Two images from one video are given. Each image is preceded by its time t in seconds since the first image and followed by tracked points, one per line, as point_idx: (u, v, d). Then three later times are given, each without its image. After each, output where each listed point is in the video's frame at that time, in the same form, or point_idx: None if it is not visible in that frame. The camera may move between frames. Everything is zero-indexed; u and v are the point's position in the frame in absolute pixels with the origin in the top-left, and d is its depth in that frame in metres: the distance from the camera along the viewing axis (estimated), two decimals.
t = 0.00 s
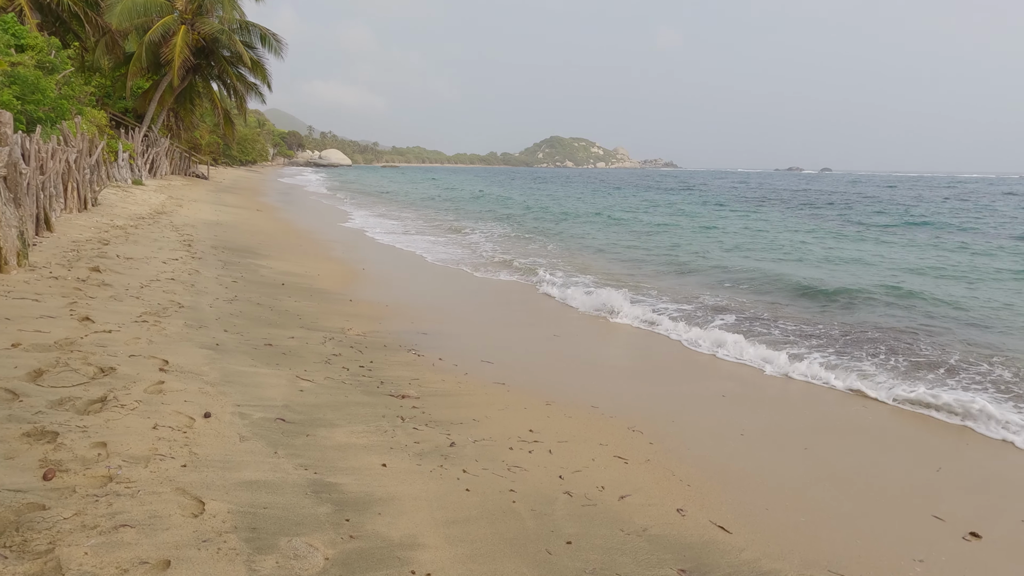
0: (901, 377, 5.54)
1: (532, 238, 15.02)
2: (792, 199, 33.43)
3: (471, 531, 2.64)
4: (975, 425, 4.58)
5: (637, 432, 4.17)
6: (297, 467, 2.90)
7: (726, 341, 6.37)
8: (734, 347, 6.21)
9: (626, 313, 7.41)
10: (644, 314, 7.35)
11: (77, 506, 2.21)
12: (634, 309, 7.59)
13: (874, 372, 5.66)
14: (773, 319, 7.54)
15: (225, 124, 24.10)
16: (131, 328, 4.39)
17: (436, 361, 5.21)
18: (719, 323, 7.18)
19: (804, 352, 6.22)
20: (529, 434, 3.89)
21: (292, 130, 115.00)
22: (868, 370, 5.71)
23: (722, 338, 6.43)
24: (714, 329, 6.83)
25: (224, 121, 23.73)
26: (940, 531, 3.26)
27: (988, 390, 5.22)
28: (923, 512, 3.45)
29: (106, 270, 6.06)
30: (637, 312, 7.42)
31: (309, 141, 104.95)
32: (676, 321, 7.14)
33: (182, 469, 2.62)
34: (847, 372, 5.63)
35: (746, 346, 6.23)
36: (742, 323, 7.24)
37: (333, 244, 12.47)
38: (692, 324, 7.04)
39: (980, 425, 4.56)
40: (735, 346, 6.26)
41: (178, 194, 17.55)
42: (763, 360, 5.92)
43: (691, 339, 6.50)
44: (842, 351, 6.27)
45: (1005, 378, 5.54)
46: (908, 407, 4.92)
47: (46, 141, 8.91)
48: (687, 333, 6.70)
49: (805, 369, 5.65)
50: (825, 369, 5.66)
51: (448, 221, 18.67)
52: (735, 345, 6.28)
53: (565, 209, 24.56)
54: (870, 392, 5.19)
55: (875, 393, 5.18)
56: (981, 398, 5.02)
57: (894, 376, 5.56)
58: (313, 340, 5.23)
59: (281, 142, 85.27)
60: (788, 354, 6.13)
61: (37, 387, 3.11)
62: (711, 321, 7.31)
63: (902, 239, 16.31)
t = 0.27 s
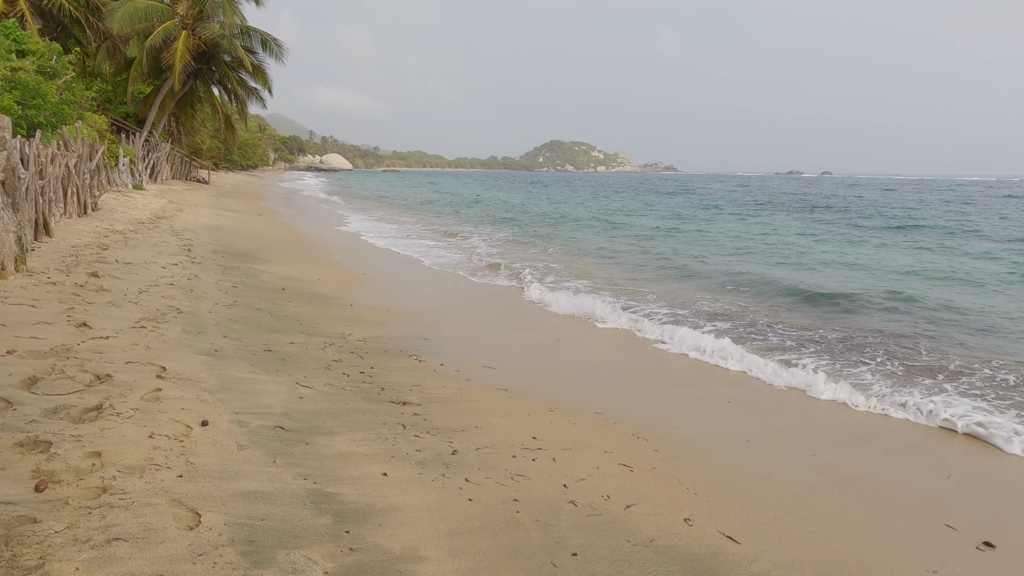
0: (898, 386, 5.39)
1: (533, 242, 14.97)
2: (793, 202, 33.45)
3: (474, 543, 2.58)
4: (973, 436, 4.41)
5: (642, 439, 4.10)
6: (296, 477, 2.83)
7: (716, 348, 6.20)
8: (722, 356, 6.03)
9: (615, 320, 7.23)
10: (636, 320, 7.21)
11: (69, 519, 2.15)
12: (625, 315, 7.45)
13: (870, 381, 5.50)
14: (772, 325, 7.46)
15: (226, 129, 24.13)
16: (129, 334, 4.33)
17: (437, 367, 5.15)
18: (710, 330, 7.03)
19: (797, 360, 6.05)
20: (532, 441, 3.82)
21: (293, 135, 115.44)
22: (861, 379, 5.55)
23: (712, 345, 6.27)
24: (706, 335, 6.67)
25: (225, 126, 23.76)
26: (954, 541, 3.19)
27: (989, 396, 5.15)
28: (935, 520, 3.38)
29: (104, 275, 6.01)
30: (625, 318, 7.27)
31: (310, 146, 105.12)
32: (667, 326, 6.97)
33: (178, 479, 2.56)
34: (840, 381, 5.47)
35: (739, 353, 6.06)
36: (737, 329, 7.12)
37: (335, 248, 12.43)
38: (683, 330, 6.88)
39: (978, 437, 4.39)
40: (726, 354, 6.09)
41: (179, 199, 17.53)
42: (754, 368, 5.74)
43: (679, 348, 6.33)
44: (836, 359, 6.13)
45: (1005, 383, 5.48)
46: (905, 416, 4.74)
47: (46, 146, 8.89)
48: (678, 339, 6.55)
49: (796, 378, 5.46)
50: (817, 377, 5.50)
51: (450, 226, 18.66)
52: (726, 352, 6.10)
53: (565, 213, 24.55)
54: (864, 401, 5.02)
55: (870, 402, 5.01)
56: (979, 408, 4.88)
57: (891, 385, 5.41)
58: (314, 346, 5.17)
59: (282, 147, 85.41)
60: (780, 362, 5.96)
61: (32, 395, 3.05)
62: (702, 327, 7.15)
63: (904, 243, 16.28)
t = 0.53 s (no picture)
0: (893, 395, 5.25)
1: (536, 247, 14.90)
2: (794, 206, 33.45)
3: (479, 558, 2.49)
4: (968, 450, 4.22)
5: (649, 448, 4.01)
6: (296, 489, 2.75)
7: (706, 356, 6.03)
8: (709, 364, 5.83)
9: (604, 326, 7.06)
10: (628, 326, 7.07)
11: (60, 535, 2.08)
12: (618, 321, 7.31)
13: (864, 390, 5.34)
14: (773, 331, 7.36)
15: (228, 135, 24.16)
16: (127, 341, 4.26)
17: (440, 374, 5.07)
18: (701, 337, 6.87)
19: (788, 368, 5.88)
20: (537, 450, 3.74)
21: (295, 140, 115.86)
22: (855, 388, 5.37)
23: (700, 353, 6.11)
24: (698, 343, 6.51)
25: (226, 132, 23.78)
26: (972, 553, 3.10)
27: (990, 403, 5.08)
28: (952, 532, 3.29)
29: (103, 281, 5.95)
30: (614, 325, 7.09)
31: (311, 151, 105.40)
32: (657, 333, 6.80)
33: (174, 492, 2.48)
34: (833, 390, 5.30)
35: (730, 362, 5.88)
36: (734, 335, 7.00)
37: (335, 253, 12.37)
38: (674, 337, 6.71)
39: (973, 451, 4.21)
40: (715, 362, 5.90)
41: (180, 204, 17.51)
42: (744, 376, 5.55)
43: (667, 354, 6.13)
44: (831, 367, 5.98)
45: (1009, 390, 5.40)
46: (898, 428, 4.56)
47: (46, 151, 8.86)
48: (669, 345, 6.38)
49: (785, 389, 5.27)
50: (808, 387, 5.32)
51: (451, 231, 18.63)
52: (716, 360, 5.92)
53: (567, 218, 24.50)
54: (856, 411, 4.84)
55: (863, 412, 4.83)
56: (976, 419, 4.73)
57: (886, 394, 5.26)
58: (314, 353, 5.10)
59: (284, 152, 85.61)
60: (771, 370, 5.77)
61: (25, 405, 2.98)
62: (691, 334, 6.97)
63: (907, 247, 16.23)
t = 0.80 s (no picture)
0: (891, 406, 5.08)
1: (538, 253, 14.85)
2: (796, 211, 33.46)
3: None
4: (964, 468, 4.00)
5: (659, 458, 3.92)
6: (297, 504, 2.67)
7: (712, 365, 5.93)
8: (696, 375, 5.65)
9: (593, 335, 6.88)
10: (621, 335, 6.93)
11: (51, 556, 1.99)
12: (612, 329, 7.17)
13: (859, 402, 5.16)
14: (779, 338, 7.25)
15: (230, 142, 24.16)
16: (126, 351, 4.19)
17: (444, 382, 4.99)
18: (693, 345, 6.71)
19: (781, 378, 5.70)
20: (545, 462, 3.65)
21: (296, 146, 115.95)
22: (849, 400, 5.19)
23: (688, 365, 5.94)
24: (690, 352, 6.34)
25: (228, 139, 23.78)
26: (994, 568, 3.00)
27: (994, 411, 4.98)
28: (973, 546, 3.19)
29: (103, 289, 5.88)
30: (604, 334, 6.93)
31: (314, 157, 105.66)
32: (648, 342, 6.64)
33: (171, 509, 2.40)
34: (826, 402, 5.12)
35: (721, 373, 5.71)
36: (740, 343, 6.91)
37: (337, 259, 12.31)
38: (665, 346, 6.54)
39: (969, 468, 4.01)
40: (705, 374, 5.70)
41: (182, 211, 17.50)
42: (733, 389, 5.34)
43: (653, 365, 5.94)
44: (827, 376, 5.84)
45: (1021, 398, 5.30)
46: (892, 443, 4.37)
47: (48, 158, 8.83)
48: (663, 355, 6.23)
49: (774, 402, 5.07)
50: (799, 399, 5.14)
51: (453, 237, 18.59)
52: (706, 372, 5.75)
53: (570, 223, 24.44)
54: (850, 426, 4.64)
55: (856, 426, 4.64)
56: (975, 432, 4.56)
57: (882, 405, 5.10)
58: (316, 361, 5.02)
59: (287, 159, 86.02)
60: (761, 381, 5.58)
61: (20, 418, 2.91)
62: (682, 343, 6.80)
63: (911, 252, 16.15)
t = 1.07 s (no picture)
0: (887, 414, 4.96)
1: (540, 256, 14.79)
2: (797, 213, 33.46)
3: None
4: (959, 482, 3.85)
5: (666, 467, 3.84)
6: (298, 516, 2.60)
7: (715, 370, 5.84)
8: (683, 382, 5.49)
9: (580, 342, 6.71)
10: (614, 340, 6.80)
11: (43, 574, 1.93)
12: (608, 334, 7.06)
13: (852, 410, 5.03)
14: (784, 343, 7.18)
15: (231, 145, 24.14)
16: (124, 357, 4.13)
17: (446, 388, 4.92)
18: (685, 351, 6.58)
19: (773, 385, 5.55)
20: (550, 472, 3.57)
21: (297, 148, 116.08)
22: (841, 408, 5.06)
23: (674, 371, 5.78)
24: (682, 358, 6.21)
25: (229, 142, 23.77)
26: None
27: (997, 417, 4.91)
28: (990, 557, 3.11)
29: (102, 294, 5.82)
30: (594, 340, 6.79)
31: (315, 160, 105.77)
32: (638, 348, 6.49)
33: (169, 523, 2.33)
34: (818, 410, 4.98)
35: (712, 380, 5.56)
36: (745, 347, 6.84)
37: (338, 263, 12.26)
38: (656, 352, 6.39)
39: (964, 481, 3.86)
40: (695, 382, 5.53)
41: (183, 214, 17.46)
42: (721, 398, 5.17)
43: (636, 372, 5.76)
44: (823, 382, 5.72)
45: None
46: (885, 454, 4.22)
47: (48, 162, 8.78)
48: (654, 361, 6.09)
49: (762, 410, 4.92)
50: (790, 407, 4.99)
51: (454, 240, 18.56)
52: (696, 379, 5.60)
53: (572, 226, 24.38)
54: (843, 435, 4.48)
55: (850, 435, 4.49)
56: (971, 442, 4.44)
57: (877, 413, 4.97)
58: (317, 367, 4.96)
59: (288, 161, 86.08)
60: (752, 387, 5.43)
61: (14, 428, 2.84)
62: (673, 348, 6.66)
63: (914, 255, 16.10)
